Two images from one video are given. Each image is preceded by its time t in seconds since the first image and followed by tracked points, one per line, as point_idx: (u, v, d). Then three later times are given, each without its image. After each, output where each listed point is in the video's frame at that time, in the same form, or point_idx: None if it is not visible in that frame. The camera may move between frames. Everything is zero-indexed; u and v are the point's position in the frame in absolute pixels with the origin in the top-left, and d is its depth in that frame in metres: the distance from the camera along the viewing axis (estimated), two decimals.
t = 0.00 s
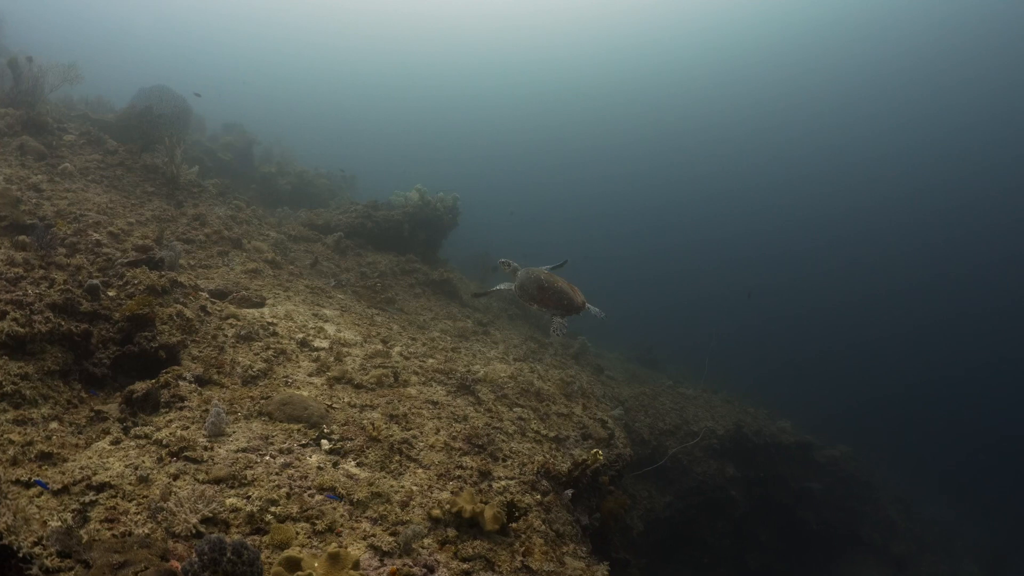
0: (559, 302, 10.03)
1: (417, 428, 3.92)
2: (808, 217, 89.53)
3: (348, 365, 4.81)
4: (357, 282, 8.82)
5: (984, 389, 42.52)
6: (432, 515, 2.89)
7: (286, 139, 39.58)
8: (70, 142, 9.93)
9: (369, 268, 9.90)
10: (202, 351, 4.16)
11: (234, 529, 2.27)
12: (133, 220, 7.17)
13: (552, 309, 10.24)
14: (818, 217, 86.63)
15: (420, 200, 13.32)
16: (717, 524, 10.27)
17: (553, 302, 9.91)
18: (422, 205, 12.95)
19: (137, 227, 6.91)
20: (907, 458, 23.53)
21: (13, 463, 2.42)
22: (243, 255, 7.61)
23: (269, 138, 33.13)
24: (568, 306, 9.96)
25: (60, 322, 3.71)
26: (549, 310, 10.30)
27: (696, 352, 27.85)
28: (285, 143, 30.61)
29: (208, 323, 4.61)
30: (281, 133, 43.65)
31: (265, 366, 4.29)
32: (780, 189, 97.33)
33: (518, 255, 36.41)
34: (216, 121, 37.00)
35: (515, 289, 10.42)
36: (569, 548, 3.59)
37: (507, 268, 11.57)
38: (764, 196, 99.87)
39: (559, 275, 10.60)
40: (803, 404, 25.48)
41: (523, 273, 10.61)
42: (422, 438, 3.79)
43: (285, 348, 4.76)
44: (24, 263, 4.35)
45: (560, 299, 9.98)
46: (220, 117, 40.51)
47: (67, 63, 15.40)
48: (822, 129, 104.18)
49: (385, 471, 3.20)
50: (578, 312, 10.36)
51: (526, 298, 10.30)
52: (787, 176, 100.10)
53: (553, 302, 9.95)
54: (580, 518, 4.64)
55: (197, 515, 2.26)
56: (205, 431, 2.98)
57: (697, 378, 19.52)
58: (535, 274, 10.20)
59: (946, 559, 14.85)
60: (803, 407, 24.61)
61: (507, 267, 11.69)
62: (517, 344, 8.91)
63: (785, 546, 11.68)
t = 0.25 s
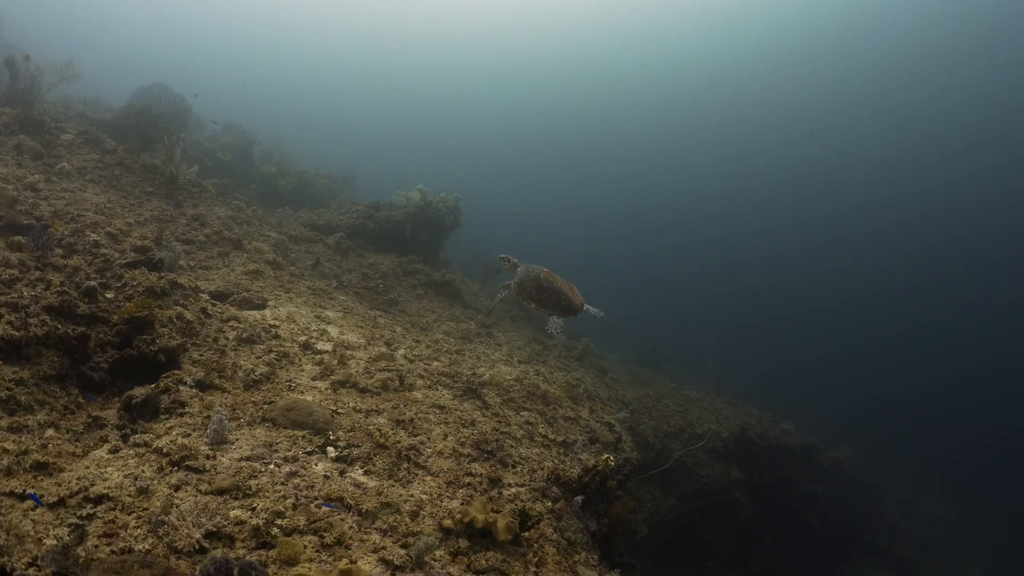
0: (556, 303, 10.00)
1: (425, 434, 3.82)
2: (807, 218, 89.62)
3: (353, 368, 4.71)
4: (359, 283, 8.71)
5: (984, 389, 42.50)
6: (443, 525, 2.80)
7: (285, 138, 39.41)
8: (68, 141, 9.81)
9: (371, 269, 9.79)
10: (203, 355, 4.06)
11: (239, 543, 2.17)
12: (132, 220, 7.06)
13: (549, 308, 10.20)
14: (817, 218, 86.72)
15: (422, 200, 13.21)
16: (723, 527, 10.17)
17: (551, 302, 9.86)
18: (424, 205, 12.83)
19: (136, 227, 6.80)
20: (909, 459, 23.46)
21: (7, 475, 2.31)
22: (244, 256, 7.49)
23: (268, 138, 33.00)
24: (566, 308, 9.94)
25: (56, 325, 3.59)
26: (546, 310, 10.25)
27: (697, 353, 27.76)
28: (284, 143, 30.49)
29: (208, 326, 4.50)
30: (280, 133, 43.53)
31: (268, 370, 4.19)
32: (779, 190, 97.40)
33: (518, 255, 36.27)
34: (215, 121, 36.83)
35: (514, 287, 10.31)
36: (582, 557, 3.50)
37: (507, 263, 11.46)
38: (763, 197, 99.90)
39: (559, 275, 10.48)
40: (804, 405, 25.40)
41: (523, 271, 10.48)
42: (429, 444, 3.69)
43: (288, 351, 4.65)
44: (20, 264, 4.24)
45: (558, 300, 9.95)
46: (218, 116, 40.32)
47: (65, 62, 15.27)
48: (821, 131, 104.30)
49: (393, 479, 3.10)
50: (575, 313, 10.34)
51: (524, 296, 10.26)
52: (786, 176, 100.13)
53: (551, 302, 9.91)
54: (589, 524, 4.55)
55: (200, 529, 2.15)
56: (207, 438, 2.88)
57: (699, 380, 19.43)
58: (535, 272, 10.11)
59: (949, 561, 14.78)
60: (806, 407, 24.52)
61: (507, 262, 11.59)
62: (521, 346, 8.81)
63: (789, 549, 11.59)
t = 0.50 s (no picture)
0: (556, 305, 9.91)
1: (433, 442, 3.71)
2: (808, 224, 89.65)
3: (358, 373, 4.60)
4: (362, 285, 8.61)
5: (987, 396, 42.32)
6: (454, 538, 2.69)
7: (288, 139, 39.39)
8: (69, 138, 9.72)
9: (374, 270, 9.69)
10: (205, 357, 3.94)
11: (243, 560, 2.06)
12: (133, 219, 6.96)
13: (548, 310, 10.12)
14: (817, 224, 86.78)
15: (426, 201, 13.13)
16: (728, 535, 10.05)
17: (550, 303, 9.79)
18: (427, 207, 12.74)
19: (137, 226, 6.70)
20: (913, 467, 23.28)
21: None
22: (246, 256, 7.39)
23: (271, 138, 32.94)
24: (565, 310, 9.84)
25: (54, 325, 3.48)
26: (545, 312, 10.15)
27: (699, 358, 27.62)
28: (287, 143, 30.44)
29: (210, 327, 4.38)
30: (282, 133, 43.46)
31: (271, 374, 4.07)
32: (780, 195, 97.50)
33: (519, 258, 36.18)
34: (218, 121, 36.82)
35: (514, 286, 10.21)
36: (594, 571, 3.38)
37: (508, 259, 11.33)
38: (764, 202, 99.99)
39: (560, 274, 10.34)
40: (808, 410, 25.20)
41: (523, 269, 10.37)
42: (437, 453, 3.58)
43: (291, 354, 4.54)
44: (18, 262, 4.13)
45: (558, 302, 9.85)
46: (221, 116, 40.31)
47: (67, 58, 15.19)
48: (822, 137, 104.48)
49: (401, 489, 2.98)
50: (574, 316, 10.26)
51: (524, 296, 10.19)
52: (788, 181, 100.09)
53: (550, 303, 9.84)
54: (599, 536, 4.43)
55: (202, 544, 2.03)
56: (209, 446, 2.77)
57: (702, 385, 19.30)
58: (536, 270, 10.01)
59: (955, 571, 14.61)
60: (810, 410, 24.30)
61: (508, 259, 11.46)
62: (525, 350, 8.70)
63: (794, 558, 11.44)
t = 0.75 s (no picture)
0: (556, 305, 9.80)
1: (442, 451, 3.60)
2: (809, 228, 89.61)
3: (364, 378, 4.49)
4: (365, 288, 8.51)
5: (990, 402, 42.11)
6: (467, 553, 2.57)
7: (290, 141, 39.41)
8: (70, 137, 9.64)
9: (377, 273, 9.60)
10: (207, 362, 3.83)
11: None
12: (134, 219, 6.86)
13: (549, 312, 10.03)
14: (818, 229, 86.73)
15: (429, 204, 13.06)
16: (734, 543, 9.92)
17: (550, 305, 9.70)
18: (431, 209, 12.66)
19: (138, 226, 6.60)
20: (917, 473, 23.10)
21: None
22: (249, 258, 7.29)
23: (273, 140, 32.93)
24: (566, 311, 9.74)
25: (52, 328, 3.37)
26: (546, 313, 10.06)
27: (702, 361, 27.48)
28: (289, 145, 30.40)
29: (212, 331, 4.27)
30: (284, 134, 43.39)
31: (275, 379, 3.96)
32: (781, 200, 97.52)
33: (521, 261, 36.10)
34: (221, 122, 36.84)
35: (515, 286, 10.13)
36: None
37: (510, 257, 11.22)
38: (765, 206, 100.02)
39: (562, 274, 10.23)
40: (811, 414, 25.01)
41: (524, 269, 10.28)
42: (447, 462, 3.46)
43: (295, 358, 4.43)
44: (15, 263, 4.03)
45: (558, 303, 9.75)
46: (224, 117, 40.35)
47: (69, 58, 15.13)
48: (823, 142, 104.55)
49: (411, 501, 2.87)
50: (575, 318, 10.16)
51: (525, 296, 10.09)
52: (790, 184, 99.95)
53: (550, 305, 9.75)
54: (610, 547, 4.30)
55: (205, 564, 1.92)
56: (212, 456, 2.65)
57: (705, 389, 19.16)
58: (537, 270, 9.92)
59: None
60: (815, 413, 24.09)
61: (509, 257, 11.35)
62: (531, 355, 8.59)
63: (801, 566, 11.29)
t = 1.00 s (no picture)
0: (556, 302, 9.71)
1: (451, 458, 3.49)
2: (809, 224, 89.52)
3: (369, 382, 4.38)
4: (367, 289, 8.40)
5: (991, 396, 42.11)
6: (483, 568, 2.47)
7: (289, 140, 39.22)
8: (66, 137, 9.50)
9: (379, 274, 9.49)
10: (207, 368, 3.71)
11: None
12: (131, 220, 6.73)
13: (549, 308, 9.93)
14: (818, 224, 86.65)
15: (431, 203, 12.94)
16: (740, 542, 9.82)
17: (551, 301, 9.62)
18: (432, 208, 12.54)
19: (135, 228, 6.48)
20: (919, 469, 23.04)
21: None
22: (248, 259, 7.18)
23: (272, 139, 32.74)
24: (566, 308, 9.63)
25: (46, 335, 3.25)
26: (546, 309, 9.97)
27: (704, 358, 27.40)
28: (287, 143, 30.19)
29: (212, 335, 4.15)
30: (282, 132, 43.10)
31: (278, 384, 3.84)
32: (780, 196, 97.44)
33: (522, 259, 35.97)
34: (219, 121, 36.62)
35: (514, 282, 10.05)
36: None
37: (508, 254, 11.11)
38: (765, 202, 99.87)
39: (562, 270, 10.14)
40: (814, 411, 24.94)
41: (524, 266, 10.20)
42: (456, 469, 3.35)
43: (298, 363, 4.31)
44: (8, 267, 3.91)
45: (558, 299, 9.66)
46: (223, 117, 40.12)
47: (65, 57, 14.96)
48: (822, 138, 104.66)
49: (422, 512, 2.76)
50: (575, 314, 10.08)
51: (525, 293, 10.01)
52: (790, 179, 99.72)
53: (551, 301, 9.67)
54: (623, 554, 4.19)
55: None
56: (213, 468, 2.53)
57: (708, 386, 19.09)
58: (536, 266, 9.84)
59: None
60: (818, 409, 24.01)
61: (508, 254, 11.25)
62: (535, 355, 8.50)
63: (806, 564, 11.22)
